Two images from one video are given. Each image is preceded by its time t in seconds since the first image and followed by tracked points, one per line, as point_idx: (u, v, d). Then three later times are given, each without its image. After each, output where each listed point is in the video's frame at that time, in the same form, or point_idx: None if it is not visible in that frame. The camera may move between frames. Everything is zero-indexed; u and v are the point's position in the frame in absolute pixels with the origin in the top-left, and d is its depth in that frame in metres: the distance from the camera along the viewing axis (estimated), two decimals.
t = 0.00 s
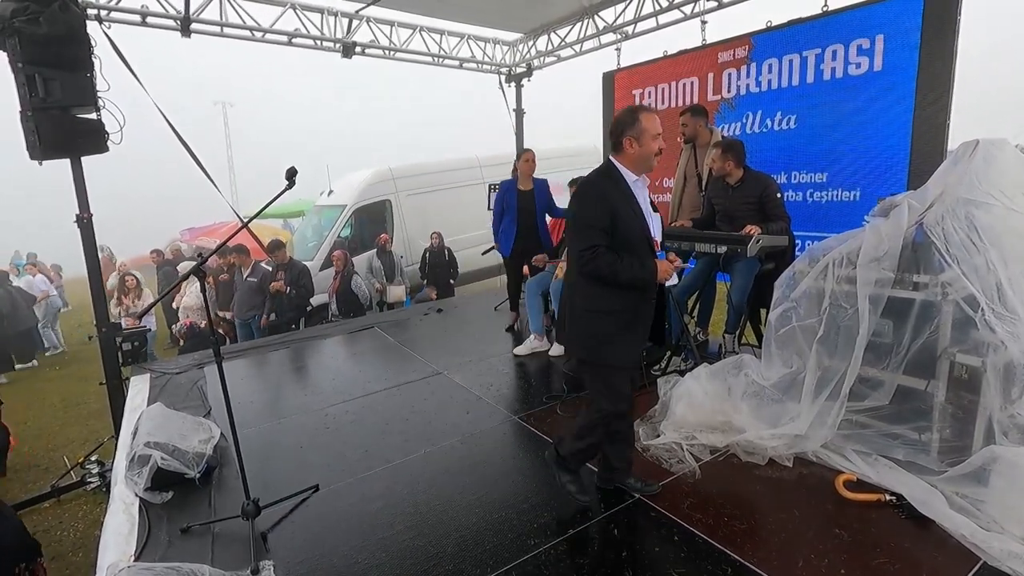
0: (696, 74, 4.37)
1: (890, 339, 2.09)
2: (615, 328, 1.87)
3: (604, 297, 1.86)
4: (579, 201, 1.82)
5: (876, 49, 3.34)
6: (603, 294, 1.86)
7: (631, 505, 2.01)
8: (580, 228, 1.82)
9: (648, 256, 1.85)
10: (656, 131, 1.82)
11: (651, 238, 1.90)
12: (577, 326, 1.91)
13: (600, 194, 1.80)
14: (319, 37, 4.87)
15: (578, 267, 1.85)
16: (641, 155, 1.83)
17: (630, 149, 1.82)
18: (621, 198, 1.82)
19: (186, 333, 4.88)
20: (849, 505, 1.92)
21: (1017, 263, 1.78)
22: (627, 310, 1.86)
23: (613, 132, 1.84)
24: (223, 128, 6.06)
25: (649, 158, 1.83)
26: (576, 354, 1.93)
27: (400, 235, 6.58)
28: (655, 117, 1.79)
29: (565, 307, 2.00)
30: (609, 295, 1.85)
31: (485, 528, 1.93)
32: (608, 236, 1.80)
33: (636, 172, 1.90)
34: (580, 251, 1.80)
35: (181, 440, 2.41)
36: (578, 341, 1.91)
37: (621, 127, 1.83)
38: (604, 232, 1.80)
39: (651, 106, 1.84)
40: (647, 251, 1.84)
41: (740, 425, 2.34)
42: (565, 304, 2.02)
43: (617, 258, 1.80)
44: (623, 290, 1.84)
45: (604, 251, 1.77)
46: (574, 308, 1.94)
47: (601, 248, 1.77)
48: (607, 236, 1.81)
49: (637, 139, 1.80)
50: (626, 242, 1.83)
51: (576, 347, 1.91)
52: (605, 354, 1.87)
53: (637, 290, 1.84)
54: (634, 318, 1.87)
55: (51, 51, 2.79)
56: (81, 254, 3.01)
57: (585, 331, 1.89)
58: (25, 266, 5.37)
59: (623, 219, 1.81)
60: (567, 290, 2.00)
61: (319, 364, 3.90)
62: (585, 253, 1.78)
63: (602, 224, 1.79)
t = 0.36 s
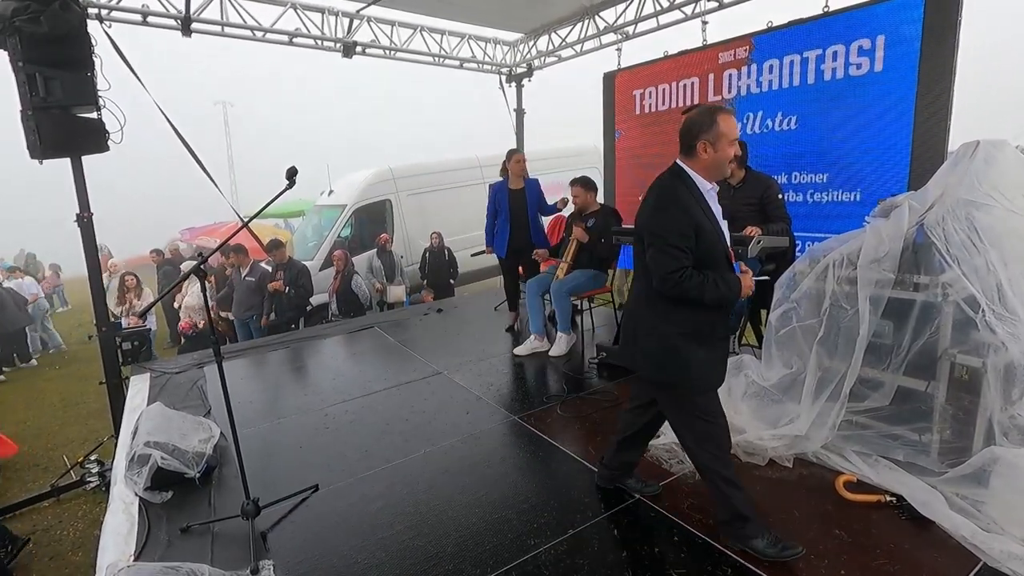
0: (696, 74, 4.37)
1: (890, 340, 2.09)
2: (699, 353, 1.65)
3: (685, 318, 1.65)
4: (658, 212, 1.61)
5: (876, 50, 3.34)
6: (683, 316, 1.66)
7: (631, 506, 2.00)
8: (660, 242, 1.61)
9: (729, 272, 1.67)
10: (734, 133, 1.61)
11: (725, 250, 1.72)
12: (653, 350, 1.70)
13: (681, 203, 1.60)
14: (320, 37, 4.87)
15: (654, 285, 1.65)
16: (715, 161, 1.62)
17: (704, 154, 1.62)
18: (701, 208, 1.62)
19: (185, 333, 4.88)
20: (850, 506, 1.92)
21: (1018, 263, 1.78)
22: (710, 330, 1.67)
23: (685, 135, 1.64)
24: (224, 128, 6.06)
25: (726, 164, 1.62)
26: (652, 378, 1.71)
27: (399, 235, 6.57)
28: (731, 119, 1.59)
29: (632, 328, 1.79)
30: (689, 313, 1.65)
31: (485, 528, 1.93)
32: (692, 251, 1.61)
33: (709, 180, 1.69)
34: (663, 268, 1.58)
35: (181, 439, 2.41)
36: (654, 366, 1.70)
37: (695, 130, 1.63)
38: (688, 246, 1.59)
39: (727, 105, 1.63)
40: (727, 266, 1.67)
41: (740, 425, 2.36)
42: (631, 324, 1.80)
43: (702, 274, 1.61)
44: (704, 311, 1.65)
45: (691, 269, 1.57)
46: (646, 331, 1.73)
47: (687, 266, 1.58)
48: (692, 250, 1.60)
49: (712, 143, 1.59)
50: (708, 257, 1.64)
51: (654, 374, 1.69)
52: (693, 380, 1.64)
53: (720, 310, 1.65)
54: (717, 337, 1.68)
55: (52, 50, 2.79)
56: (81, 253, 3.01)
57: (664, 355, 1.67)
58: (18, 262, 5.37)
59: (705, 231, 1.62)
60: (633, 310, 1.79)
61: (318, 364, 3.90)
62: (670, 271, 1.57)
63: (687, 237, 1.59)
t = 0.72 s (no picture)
0: (697, 74, 4.37)
1: (892, 340, 2.09)
2: (789, 362, 1.47)
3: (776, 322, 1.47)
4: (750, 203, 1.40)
5: (878, 51, 3.33)
6: (773, 320, 1.47)
7: (633, 507, 2.00)
8: (754, 237, 1.39)
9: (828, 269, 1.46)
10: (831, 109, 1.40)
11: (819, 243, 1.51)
12: (736, 358, 1.53)
13: (777, 191, 1.37)
14: (321, 39, 4.88)
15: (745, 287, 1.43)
16: (809, 142, 1.41)
17: (795, 135, 1.41)
18: (798, 196, 1.41)
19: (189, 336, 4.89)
20: (852, 507, 1.91)
21: (1020, 263, 1.75)
22: (804, 336, 1.48)
23: (774, 113, 1.43)
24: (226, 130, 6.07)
25: (821, 146, 1.41)
26: (735, 391, 1.55)
27: (401, 236, 6.57)
28: (828, 92, 1.37)
29: (710, 331, 1.59)
30: (782, 316, 1.46)
31: (487, 529, 1.93)
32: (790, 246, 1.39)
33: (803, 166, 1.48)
34: (759, 268, 1.36)
35: (183, 440, 2.42)
36: (739, 376, 1.53)
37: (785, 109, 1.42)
38: (787, 241, 1.38)
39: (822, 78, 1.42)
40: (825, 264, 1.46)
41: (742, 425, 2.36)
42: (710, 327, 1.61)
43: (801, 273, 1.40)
44: (798, 314, 1.46)
45: (793, 268, 1.36)
46: (730, 336, 1.54)
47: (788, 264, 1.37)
48: (790, 247, 1.39)
49: (805, 122, 1.38)
50: (805, 253, 1.43)
51: (735, 384, 1.53)
52: (781, 391, 1.48)
53: (815, 314, 1.46)
54: (811, 343, 1.49)
55: (55, 52, 2.80)
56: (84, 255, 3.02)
57: (752, 364, 1.50)
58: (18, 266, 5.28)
59: (803, 222, 1.40)
60: (711, 311, 1.59)
61: (320, 365, 3.91)
62: (768, 271, 1.36)
63: (786, 231, 1.37)
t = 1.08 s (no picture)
0: (693, 78, 4.39)
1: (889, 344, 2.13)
2: (858, 374, 1.47)
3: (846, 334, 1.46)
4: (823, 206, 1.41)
5: (872, 55, 3.36)
6: (843, 329, 1.46)
7: (631, 511, 2.00)
8: (827, 241, 1.40)
9: (904, 280, 1.45)
10: (923, 117, 1.42)
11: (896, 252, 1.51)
12: (802, 366, 1.52)
13: (853, 195, 1.38)
14: (319, 44, 4.89)
15: (814, 292, 1.45)
16: (899, 149, 1.42)
17: (886, 140, 1.42)
18: (876, 202, 1.41)
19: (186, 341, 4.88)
20: (851, 509, 1.92)
21: (1013, 266, 1.76)
22: (875, 349, 1.47)
23: (866, 114, 1.43)
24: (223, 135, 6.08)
25: (910, 154, 1.43)
26: (799, 408, 1.53)
27: (398, 240, 6.58)
28: (925, 99, 1.39)
29: (775, 337, 1.60)
30: (851, 326, 1.46)
31: (485, 534, 1.93)
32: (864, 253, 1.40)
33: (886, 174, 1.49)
34: (831, 272, 1.38)
35: (180, 446, 2.41)
36: (804, 388, 1.51)
37: (878, 112, 1.43)
38: (861, 247, 1.38)
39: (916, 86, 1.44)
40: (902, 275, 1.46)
41: (742, 428, 2.36)
42: (773, 334, 1.61)
43: (876, 281, 1.40)
44: (870, 324, 1.45)
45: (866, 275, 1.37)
46: (796, 344, 1.53)
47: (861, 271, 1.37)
48: (865, 253, 1.40)
49: (901, 127, 1.39)
50: (880, 262, 1.43)
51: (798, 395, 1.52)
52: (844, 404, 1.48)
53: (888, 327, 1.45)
54: (881, 358, 1.47)
55: (53, 58, 2.80)
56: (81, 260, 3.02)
57: (819, 375, 1.49)
58: (15, 272, 4.97)
59: (880, 228, 1.41)
60: (777, 316, 1.60)
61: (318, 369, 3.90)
62: (840, 276, 1.37)
63: (860, 237, 1.38)
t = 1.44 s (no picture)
0: (695, 80, 4.39)
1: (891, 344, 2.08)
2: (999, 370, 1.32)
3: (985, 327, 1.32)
4: (952, 181, 1.30)
5: (875, 56, 3.35)
6: (980, 318, 1.33)
7: (633, 512, 2.00)
8: (959, 220, 1.29)
9: None
10: None
11: None
12: (932, 360, 1.38)
13: (989, 167, 1.27)
14: (321, 46, 4.91)
15: (943, 273, 1.32)
16: None
17: (1017, 121, 1.33)
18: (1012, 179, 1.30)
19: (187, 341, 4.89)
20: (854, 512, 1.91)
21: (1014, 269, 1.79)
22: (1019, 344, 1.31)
23: (989, 98, 1.35)
24: (225, 136, 6.09)
25: None
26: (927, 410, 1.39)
27: (400, 241, 6.57)
28: None
29: (897, 330, 1.47)
30: (988, 315, 1.32)
31: (486, 535, 1.93)
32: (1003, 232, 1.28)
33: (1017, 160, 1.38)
34: (967, 253, 1.25)
35: (183, 447, 2.42)
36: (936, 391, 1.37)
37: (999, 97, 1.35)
38: (1001, 226, 1.27)
39: None
40: None
41: (743, 430, 2.35)
42: (894, 322, 1.49)
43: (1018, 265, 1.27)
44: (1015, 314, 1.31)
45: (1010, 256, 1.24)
46: (925, 337, 1.40)
47: (1002, 251, 1.25)
48: (1004, 233, 1.27)
49: None
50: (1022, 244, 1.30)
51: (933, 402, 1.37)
52: (982, 408, 1.32)
53: None
54: None
55: (56, 60, 2.81)
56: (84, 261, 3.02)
57: (953, 373, 1.35)
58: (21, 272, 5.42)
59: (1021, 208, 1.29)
60: (898, 306, 1.47)
61: (320, 370, 3.90)
62: (978, 255, 1.24)
63: (999, 214, 1.26)
